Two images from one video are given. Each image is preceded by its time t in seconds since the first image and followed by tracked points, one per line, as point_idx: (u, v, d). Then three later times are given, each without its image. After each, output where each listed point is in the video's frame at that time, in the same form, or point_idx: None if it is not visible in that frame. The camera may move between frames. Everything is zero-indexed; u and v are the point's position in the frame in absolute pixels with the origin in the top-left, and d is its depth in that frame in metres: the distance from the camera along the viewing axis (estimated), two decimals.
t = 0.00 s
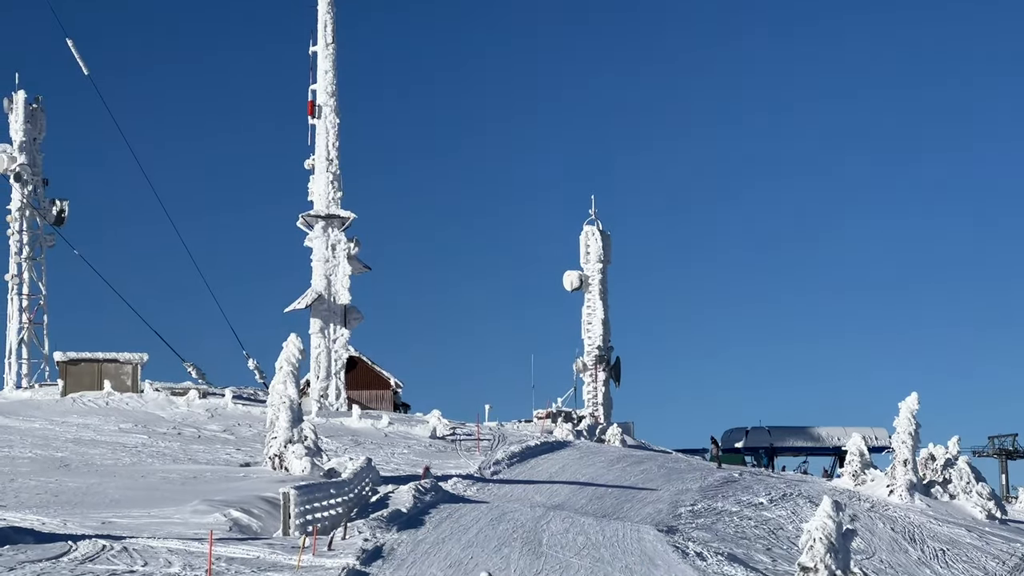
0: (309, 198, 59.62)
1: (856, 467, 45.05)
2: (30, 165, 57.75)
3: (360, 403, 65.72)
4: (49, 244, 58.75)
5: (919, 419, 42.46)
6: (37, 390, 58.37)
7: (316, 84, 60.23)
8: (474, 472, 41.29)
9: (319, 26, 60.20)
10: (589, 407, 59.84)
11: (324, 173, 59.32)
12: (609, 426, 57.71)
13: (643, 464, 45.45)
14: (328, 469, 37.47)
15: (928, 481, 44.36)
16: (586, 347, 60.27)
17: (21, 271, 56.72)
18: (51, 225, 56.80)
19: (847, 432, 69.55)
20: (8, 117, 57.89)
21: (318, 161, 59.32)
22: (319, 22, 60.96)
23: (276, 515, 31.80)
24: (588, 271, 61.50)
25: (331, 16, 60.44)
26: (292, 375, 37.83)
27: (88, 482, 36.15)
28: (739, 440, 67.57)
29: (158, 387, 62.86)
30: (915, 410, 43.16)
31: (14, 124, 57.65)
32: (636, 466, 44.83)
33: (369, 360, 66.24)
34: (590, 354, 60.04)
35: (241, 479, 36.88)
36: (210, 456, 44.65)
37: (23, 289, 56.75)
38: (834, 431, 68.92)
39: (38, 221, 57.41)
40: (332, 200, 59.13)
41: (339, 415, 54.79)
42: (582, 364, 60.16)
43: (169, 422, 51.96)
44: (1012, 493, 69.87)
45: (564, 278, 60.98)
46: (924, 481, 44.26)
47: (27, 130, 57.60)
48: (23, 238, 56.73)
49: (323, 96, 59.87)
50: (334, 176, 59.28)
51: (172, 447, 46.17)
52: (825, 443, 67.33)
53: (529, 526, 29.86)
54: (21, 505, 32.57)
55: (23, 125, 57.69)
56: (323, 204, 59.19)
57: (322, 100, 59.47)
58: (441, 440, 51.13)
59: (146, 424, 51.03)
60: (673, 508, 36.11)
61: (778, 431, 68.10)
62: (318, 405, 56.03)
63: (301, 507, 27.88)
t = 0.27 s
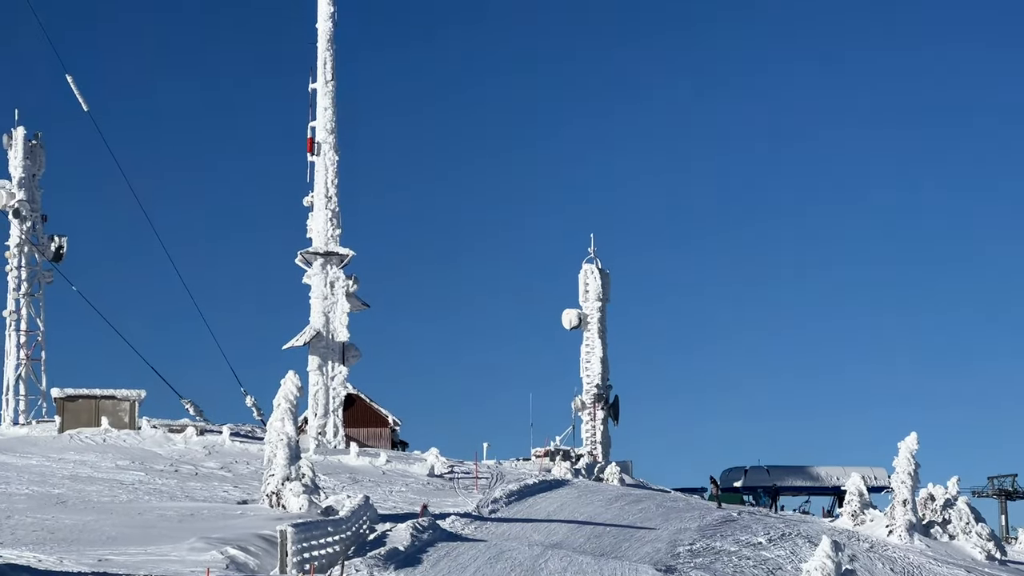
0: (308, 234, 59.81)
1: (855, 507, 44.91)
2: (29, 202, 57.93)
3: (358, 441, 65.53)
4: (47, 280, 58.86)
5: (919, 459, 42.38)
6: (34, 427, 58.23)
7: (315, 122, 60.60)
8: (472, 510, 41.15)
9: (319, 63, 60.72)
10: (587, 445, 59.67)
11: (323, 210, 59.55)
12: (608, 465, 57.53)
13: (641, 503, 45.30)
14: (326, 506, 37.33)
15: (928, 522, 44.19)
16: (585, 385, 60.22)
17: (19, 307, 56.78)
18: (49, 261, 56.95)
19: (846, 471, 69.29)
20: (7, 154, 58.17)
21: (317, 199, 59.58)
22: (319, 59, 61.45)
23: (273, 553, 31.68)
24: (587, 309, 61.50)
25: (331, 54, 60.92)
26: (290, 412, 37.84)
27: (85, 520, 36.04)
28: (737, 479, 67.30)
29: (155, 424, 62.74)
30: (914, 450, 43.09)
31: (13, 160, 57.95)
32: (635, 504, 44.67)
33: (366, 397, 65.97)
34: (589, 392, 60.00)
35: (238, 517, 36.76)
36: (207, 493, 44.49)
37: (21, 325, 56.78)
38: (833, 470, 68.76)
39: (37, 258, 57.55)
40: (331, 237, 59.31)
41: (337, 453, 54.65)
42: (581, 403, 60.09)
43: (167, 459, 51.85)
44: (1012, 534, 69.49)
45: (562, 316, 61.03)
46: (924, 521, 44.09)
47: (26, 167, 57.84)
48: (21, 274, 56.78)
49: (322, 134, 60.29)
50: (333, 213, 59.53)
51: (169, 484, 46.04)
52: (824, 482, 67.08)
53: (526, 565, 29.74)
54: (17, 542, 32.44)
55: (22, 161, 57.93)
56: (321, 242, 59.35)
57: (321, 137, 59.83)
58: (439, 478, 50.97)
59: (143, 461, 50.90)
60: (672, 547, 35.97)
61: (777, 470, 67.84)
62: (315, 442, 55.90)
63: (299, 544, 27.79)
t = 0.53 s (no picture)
0: (306, 273, 60.05)
1: (853, 548, 44.86)
2: (28, 240, 58.28)
3: (355, 480, 65.42)
4: (45, 318, 59.05)
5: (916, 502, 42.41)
6: (30, 465, 58.15)
7: (314, 161, 61.05)
8: (469, 550, 41.11)
9: (318, 103, 61.27)
10: (585, 485, 59.59)
11: (321, 249, 59.83)
12: (606, 505, 57.45)
13: (639, 543, 45.23)
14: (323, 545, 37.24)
15: (926, 564, 44.12)
16: (582, 425, 60.27)
17: (16, 345, 56.90)
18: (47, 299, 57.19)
19: (845, 513, 69.12)
20: (6, 192, 58.61)
21: (316, 238, 59.90)
22: (318, 99, 62.06)
23: None
24: (585, 349, 61.59)
25: (330, 93, 61.52)
26: (286, 451, 37.97)
27: (81, 559, 36.02)
28: (735, 520, 67.13)
29: (152, 463, 62.67)
30: (912, 492, 43.12)
31: (12, 198, 58.34)
32: (632, 545, 44.61)
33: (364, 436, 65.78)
34: (586, 432, 60.06)
35: (234, 556, 36.70)
36: (203, 532, 44.42)
37: (18, 363, 56.86)
38: (831, 512, 68.60)
39: (34, 296, 57.75)
40: (329, 276, 59.56)
41: (334, 492, 54.60)
42: (579, 443, 60.11)
43: (163, 498, 51.79)
44: None
45: (560, 357, 61.17)
46: (922, 564, 44.01)
47: (26, 205, 58.24)
48: (19, 312, 56.96)
49: (321, 172, 60.73)
50: (331, 252, 59.80)
51: (165, 523, 46.00)
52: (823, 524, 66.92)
53: None
54: None
55: (21, 200, 58.38)
56: (319, 280, 59.58)
57: (320, 176, 60.27)
58: (436, 517, 50.91)
59: (140, 500, 50.84)
60: None
61: (775, 512, 67.69)
62: (312, 481, 55.87)
63: None
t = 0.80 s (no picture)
0: (306, 308, 60.24)
1: None
2: (27, 274, 58.55)
3: (354, 516, 65.28)
4: (44, 353, 59.21)
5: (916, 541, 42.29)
6: (28, 501, 58.14)
7: (314, 196, 61.36)
8: None
9: (318, 138, 61.75)
10: (583, 522, 59.47)
11: (320, 284, 60.02)
12: (604, 542, 57.34)
13: None
14: None
15: None
16: (581, 462, 60.27)
17: (15, 380, 57.03)
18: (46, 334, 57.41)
19: (844, 550, 68.87)
20: (6, 227, 58.94)
21: (315, 273, 60.13)
22: (318, 134, 62.52)
23: None
24: (584, 385, 61.65)
25: (330, 129, 61.99)
26: (284, 487, 38.03)
27: None
28: (735, 558, 66.90)
29: (150, 498, 62.64)
30: (912, 531, 43.03)
31: (12, 233, 58.66)
32: None
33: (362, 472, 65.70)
34: (585, 469, 60.06)
35: None
36: (200, 568, 44.35)
37: (16, 398, 56.98)
38: (830, 550, 68.44)
39: (33, 330, 57.92)
40: (328, 311, 59.74)
41: (332, 528, 54.57)
42: (577, 479, 60.07)
43: (161, 533, 51.78)
44: None
45: (559, 394, 61.23)
46: None
47: (25, 240, 58.54)
48: (17, 347, 57.20)
49: (320, 208, 61.07)
50: (330, 288, 60.04)
51: (162, 559, 45.99)
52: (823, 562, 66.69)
53: None
54: None
55: (21, 235, 58.69)
56: (319, 315, 59.75)
57: (320, 212, 60.62)
58: (434, 553, 50.83)
59: (138, 535, 50.83)
60: None
61: (774, 549, 67.45)
62: (311, 517, 55.83)
63: None
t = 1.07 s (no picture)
0: (306, 338, 60.47)
1: None
2: (27, 302, 58.89)
3: (352, 546, 65.28)
4: (44, 382, 59.42)
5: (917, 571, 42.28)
6: (26, 530, 58.18)
7: (314, 226, 61.73)
8: None
9: (317, 168, 62.28)
10: (582, 552, 59.46)
11: (320, 314, 60.29)
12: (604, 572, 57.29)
13: None
14: None
15: None
16: (579, 491, 60.26)
17: (13, 409, 57.21)
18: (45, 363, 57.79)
19: None
20: (6, 255, 59.20)
21: (315, 302, 60.40)
22: (317, 164, 63.06)
23: None
24: (583, 416, 61.80)
25: (329, 159, 62.53)
26: (285, 517, 38.21)
27: None
28: None
29: (149, 528, 62.67)
30: (913, 561, 43.02)
31: (11, 261, 58.91)
32: None
33: (361, 502, 65.72)
34: (584, 498, 60.05)
35: None
36: None
37: (15, 427, 57.18)
38: None
39: (33, 359, 58.27)
40: (328, 341, 60.00)
41: (331, 558, 54.57)
42: (576, 509, 60.07)
43: (160, 563, 51.78)
44: None
45: (558, 423, 61.39)
46: None
47: (25, 269, 58.82)
48: (17, 376, 57.60)
49: (320, 238, 61.40)
50: (330, 317, 60.33)
51: None
52: None
53: None
54: None
55: (21, 263, 58.89)
56: (319, 345, 60.00)
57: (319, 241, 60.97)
58: None
59: (136, 566, 50.83)
60: None
61: None
62: (310, 547, 55.84)
63: None
